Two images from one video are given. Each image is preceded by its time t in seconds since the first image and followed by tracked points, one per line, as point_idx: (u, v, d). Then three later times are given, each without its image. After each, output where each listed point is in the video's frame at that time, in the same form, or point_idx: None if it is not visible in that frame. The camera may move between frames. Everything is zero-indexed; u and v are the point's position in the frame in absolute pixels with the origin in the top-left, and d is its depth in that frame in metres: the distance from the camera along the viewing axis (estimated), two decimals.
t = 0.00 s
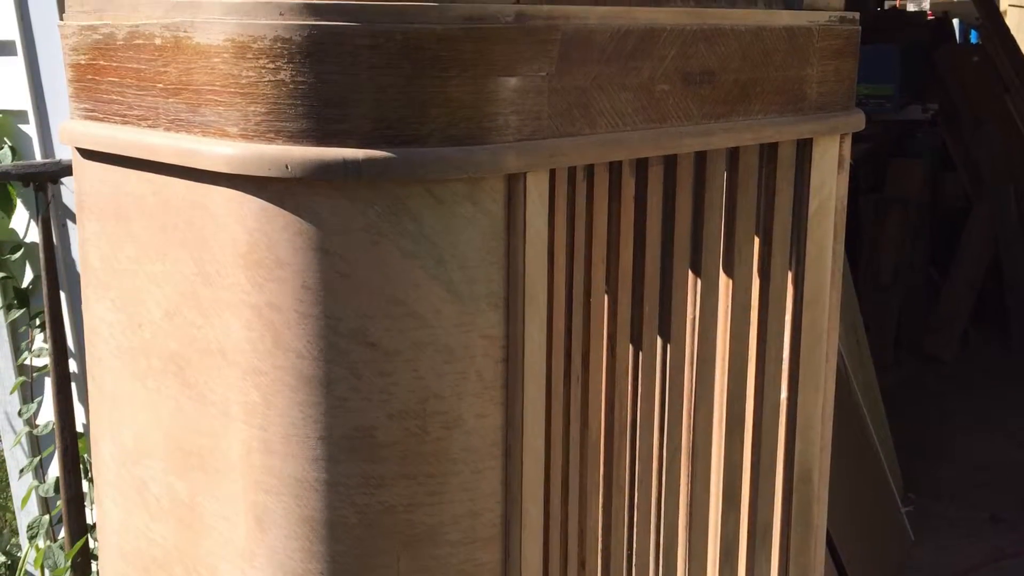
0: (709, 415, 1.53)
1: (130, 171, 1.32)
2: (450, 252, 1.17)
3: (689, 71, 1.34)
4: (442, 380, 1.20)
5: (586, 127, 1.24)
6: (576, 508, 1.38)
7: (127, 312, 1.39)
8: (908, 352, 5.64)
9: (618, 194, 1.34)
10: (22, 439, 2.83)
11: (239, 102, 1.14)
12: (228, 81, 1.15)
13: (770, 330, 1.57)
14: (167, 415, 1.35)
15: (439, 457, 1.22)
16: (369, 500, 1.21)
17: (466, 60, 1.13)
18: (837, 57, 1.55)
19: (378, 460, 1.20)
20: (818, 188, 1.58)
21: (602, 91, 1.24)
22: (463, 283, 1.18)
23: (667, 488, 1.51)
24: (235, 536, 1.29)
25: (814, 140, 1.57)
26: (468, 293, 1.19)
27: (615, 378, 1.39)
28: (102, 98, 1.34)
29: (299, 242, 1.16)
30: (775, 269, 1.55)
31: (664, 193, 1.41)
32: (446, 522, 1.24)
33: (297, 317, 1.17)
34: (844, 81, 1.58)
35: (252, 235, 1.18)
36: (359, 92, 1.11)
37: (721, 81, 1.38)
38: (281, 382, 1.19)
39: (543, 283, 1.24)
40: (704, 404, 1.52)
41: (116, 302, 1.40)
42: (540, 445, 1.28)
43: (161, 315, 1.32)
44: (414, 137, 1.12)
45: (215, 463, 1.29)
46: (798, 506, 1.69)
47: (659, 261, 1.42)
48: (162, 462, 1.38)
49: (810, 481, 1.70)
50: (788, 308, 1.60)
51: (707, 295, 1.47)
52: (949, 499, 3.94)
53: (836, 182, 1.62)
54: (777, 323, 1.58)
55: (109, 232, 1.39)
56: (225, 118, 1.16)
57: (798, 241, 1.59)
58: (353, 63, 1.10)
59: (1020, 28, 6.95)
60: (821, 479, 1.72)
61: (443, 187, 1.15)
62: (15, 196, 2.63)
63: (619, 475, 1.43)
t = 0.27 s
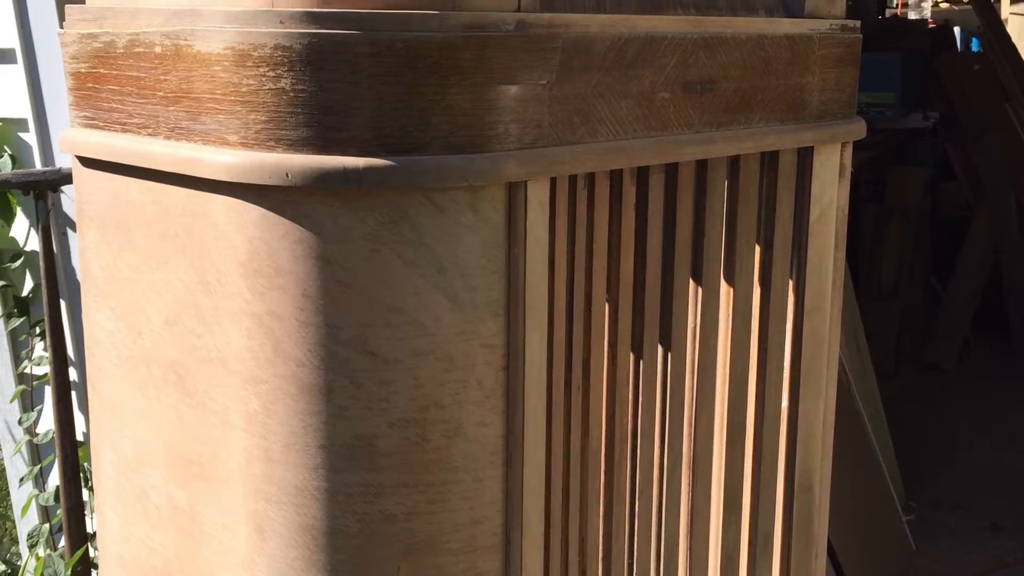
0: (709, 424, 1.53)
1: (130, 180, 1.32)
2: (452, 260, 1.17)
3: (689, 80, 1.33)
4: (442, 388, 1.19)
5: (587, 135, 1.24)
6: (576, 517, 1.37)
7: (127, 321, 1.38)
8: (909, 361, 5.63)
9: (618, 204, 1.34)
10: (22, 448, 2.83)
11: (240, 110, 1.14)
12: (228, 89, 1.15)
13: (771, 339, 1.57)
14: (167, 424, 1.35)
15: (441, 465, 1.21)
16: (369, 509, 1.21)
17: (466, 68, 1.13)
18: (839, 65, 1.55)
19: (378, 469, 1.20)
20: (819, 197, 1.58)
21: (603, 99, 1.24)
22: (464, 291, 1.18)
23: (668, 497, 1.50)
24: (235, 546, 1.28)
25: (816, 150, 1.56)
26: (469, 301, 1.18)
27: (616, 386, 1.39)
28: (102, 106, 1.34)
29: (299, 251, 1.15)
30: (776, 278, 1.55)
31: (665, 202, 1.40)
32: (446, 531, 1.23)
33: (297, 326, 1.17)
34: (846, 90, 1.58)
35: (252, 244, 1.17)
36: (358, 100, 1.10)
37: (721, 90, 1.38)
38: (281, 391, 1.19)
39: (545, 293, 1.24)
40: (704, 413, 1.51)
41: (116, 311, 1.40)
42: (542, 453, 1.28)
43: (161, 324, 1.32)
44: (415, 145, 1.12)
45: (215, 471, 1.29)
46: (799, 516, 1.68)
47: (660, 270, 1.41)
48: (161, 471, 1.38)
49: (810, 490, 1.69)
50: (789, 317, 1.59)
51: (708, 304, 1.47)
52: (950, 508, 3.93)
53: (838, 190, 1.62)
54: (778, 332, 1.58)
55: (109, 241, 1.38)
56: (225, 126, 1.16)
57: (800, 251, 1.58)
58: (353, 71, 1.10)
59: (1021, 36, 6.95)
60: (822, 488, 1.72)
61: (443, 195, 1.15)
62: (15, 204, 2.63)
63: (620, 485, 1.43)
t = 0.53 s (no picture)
0: (710, 432, 1.52)
1: (130, 188, 1.32)
2: (452, 268, 1.16)
3: (690, 88, 1.33)
4: (443, 396, 1.19)
5: (587, 143, 1.23)
6: (576, 526, 1.37)
7: (127, 329, 1.38)
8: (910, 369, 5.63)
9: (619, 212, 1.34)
10: (22, 456, 2.82)
11: (240, 118, 1.14)
12: (228, 97, 1.14)
13: (772, 347, 1.56)
14: (167, 433, 1.34)
15: (442, 473, 1.21)
16: (369, 518, 1.20)
17: (467, 77, 1.13)
18: (840, 73, 1.54)
19: (378, 478, 1.19)
20: (820, 206, 1.57)
21: (603, 107, 1.24)
22: (465, 299, 1.18)
23: (669, 505, 1.50)
24: (235, 554, 1.28)
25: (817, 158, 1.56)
26: (469, 309, 1.18)
27: (617, 395, 1.38)
28: (101, 114, 1.34)
29: (299, 259, 1.15)
30: (777, 287, 1.54)
31: (666, 210, 1.40)
32: (446, 539, 1.23)
33: (297, 335, 1.17)
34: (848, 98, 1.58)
35: (252, 253, 1.17)
36: (359, 108, 1.10)
37: (722, 98, 1.38)
38: (281, 400, 1.19)
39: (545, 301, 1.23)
40: (705, 422, 1.51)
41: (116, 319, 1.40)
42: (543, 462, 1.27)
43: (161, 333, 1.31)
44: (416, 154, 1.12)
45: (215, 480, 1.28)
46: (799, 524, 1.67)
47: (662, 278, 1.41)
48: (161, 480, 1.37)
49: (811, 499, 1.68)
50: (789, 326, 1.59)
51: (709, 312, 1.47)
52: (952, 516, 3.92)
53: (839, 198, 1.61)
54: (779, 341, 1.57)
55: (110, 249, 1.38)
56: (225, 135, 1.16)
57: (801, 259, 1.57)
58: (353, 79, 1.10)
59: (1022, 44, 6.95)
60: (823, 496, 1.71)
61: (444, 203, 1.14)
62: (15, 212, 2.63)
63: (621, 493, 1.43)
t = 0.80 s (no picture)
0: (711, 441, 1.52)
1: (131, 196, 1.32)
2: (452, 277, 1.16)
3: (691, 96, 1.33)
4: (443, 404, 1.19)
5: (589, 151, 1.23)
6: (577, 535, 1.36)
7: (127, 337, 1.38)
8: (911, 378, 5.62)
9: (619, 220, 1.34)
10: (22, 465, 2.82)
11: (240, 126, 1.14)
12: (229, 105, 1.14)
13: (774, 356, 1.56)
14: (167, 441, 1.34)
15: (442, 481, 1.20)
16: (370, 527, 1.20)
17: (467, 84, 1.12)
18: (841, 81, 1.54)
19: (380, 487, 1.19)
20: (821, 214, 1.57)
21: (604, 115, 1.24)
22: (466, 307, 1.17)
23: (670, 513, 1.49)
24: (235, 563, 1.28)
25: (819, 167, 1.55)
26: (469, 317, 1.18)
27: (618, 403, 1.38)
28: (101, 122, 1.34)
29: (299, 268, 1.15)
30: (777, 295, 1.54)
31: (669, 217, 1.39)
32: (446, 548, 1.22)
33: (298, 343, 1.16)
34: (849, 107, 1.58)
35: (253, 261, 1.17)
36: (359, 116, 1.10)
37: (722, 106, 1.37)
38: (281, 409, 1.18)
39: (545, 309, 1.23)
40: (706, 431, 1.50)
41: (117, 328, 1.39)
42: (543, 470, 1.27)
43: (161, 341, 1.31)
44: (416, 162, 1.12)
45: (215, 489, 1.28)
46: (801, 533, 1.67)
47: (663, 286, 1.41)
48: (162, 488, 1.37)
49: (812, 508, 1.68)
50: (790, 334, 1.58)
51: (709, 321, 1.46)
52: (953, 525, 3.91)
53: (840, 207, 1.61)
54: (781, 349, 1.57)
55: (110, 257, 1.38)
56: (226, 142, 1.16)
57: (802, 268, 1.57)
58: (354, 87, 1.09)
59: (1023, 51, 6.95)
60: (824, 505, 1.71)
61: (445, 212, 1.14)
62: (15, 221, 2.63)
63: (620, 501, 1.42)
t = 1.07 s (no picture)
0: (712, 449, 1.51)
1: (131, 204, 1.31)
2: (453, 285, 1.16)
3: (692, 104, 1.33)
4: (444, 412, 1.18)
5: (590, 158, 1.23)
6: (577, 544, 1.36)
7: (127, 346, 1.37)
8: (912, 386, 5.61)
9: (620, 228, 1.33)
10: (22, 473, 2.81)
11: (240, 134, 1.13)
12: (229, 113, 1.14)
13: (775, 364, 1.55)
14: (167, 450, 1.33)
15: (442, 490, 1.20)
16: (370, 535, 1.19)
17: (468, 93, 1.12)
18: (842, 89, 1.54)
19: (380, 496, 1.18)
20: (823, 222, 1.57)
21: (605, 123, 1.24)
22: (466, 315, 1.17)
23: (671, 522, 1.49)
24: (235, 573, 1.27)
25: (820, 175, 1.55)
26: (470, 325, 1.17)
27: (619, 411, 1.38)
28: (101, 130, 1.34)
29: (299, 276, 1.15)
30: (779, 304, 1.53)
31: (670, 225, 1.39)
32: (446, 557, 1.22)
33: (298, 352, 1.16)
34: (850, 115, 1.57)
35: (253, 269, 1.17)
36: (359, 125, 1.10)
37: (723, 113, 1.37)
38: (281, 417, 1.18)
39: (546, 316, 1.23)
40: (707, 439, 1.50)
41: (117, 336, 1.39)
42: (543, 478, 1.26)
43: (161, 349, 1.31)
44: (417, 170, 1.12)
45: (216, 497, 1.27)
46: (802, 542, 1.66)
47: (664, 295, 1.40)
48: (161, 497, 1.36)
49: (814, 517, 1.67)
50: (792, 342, 1.58)
51: (710, 330, 1.46)
52: (954, 533, 3.91)
53: (842, 215, 1.61)
54: (782, 358, 1.56)
55: (110, 265, 1.37)
56: (226, 151, 1.16)
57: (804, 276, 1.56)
58: (354, 95, 1.09)
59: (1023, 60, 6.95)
60: (825, 514, 1.70)
61: (445, 220, 1.14)
62: (15, 229, 2.63)
63: (620, 510, 1.42)
